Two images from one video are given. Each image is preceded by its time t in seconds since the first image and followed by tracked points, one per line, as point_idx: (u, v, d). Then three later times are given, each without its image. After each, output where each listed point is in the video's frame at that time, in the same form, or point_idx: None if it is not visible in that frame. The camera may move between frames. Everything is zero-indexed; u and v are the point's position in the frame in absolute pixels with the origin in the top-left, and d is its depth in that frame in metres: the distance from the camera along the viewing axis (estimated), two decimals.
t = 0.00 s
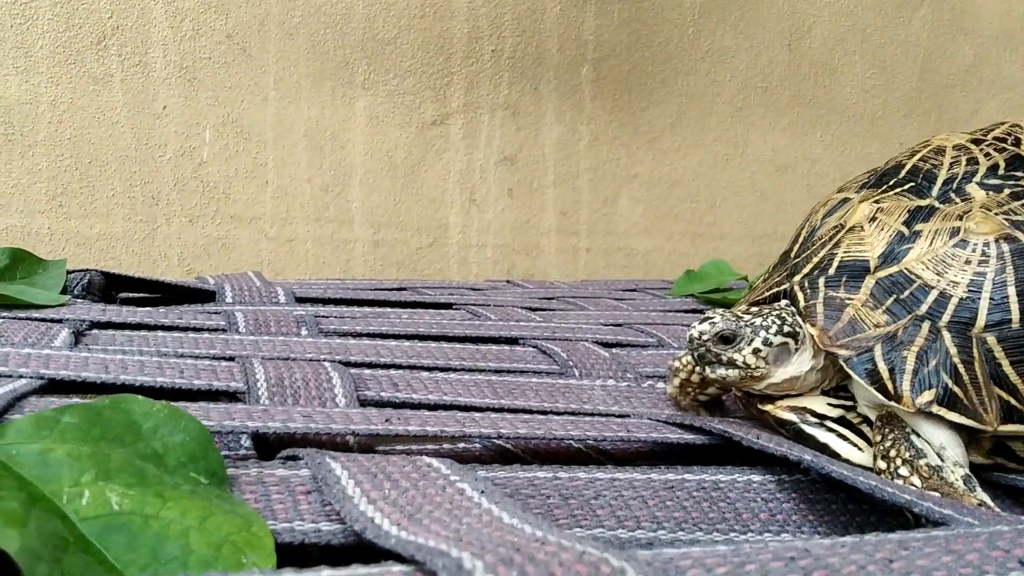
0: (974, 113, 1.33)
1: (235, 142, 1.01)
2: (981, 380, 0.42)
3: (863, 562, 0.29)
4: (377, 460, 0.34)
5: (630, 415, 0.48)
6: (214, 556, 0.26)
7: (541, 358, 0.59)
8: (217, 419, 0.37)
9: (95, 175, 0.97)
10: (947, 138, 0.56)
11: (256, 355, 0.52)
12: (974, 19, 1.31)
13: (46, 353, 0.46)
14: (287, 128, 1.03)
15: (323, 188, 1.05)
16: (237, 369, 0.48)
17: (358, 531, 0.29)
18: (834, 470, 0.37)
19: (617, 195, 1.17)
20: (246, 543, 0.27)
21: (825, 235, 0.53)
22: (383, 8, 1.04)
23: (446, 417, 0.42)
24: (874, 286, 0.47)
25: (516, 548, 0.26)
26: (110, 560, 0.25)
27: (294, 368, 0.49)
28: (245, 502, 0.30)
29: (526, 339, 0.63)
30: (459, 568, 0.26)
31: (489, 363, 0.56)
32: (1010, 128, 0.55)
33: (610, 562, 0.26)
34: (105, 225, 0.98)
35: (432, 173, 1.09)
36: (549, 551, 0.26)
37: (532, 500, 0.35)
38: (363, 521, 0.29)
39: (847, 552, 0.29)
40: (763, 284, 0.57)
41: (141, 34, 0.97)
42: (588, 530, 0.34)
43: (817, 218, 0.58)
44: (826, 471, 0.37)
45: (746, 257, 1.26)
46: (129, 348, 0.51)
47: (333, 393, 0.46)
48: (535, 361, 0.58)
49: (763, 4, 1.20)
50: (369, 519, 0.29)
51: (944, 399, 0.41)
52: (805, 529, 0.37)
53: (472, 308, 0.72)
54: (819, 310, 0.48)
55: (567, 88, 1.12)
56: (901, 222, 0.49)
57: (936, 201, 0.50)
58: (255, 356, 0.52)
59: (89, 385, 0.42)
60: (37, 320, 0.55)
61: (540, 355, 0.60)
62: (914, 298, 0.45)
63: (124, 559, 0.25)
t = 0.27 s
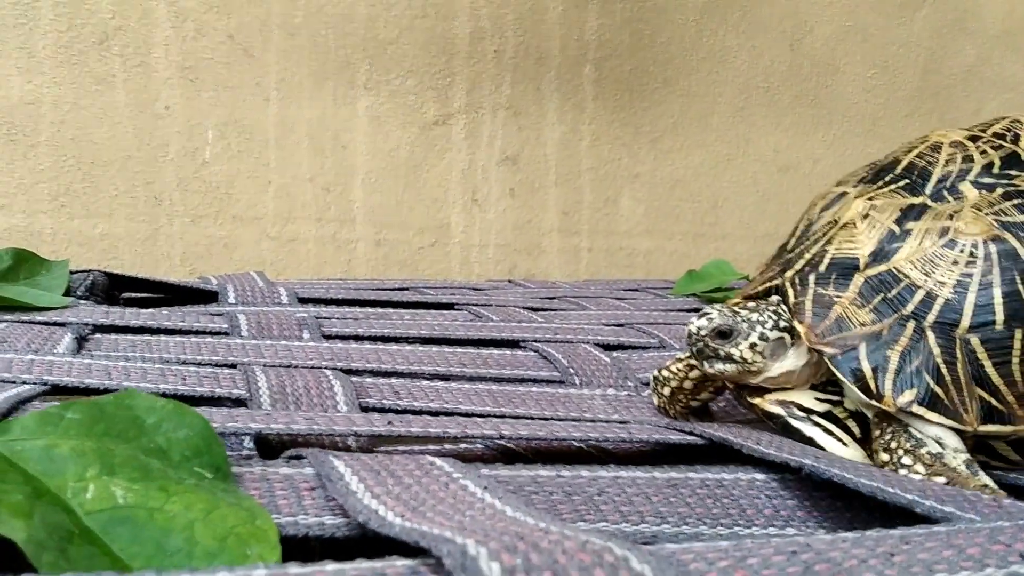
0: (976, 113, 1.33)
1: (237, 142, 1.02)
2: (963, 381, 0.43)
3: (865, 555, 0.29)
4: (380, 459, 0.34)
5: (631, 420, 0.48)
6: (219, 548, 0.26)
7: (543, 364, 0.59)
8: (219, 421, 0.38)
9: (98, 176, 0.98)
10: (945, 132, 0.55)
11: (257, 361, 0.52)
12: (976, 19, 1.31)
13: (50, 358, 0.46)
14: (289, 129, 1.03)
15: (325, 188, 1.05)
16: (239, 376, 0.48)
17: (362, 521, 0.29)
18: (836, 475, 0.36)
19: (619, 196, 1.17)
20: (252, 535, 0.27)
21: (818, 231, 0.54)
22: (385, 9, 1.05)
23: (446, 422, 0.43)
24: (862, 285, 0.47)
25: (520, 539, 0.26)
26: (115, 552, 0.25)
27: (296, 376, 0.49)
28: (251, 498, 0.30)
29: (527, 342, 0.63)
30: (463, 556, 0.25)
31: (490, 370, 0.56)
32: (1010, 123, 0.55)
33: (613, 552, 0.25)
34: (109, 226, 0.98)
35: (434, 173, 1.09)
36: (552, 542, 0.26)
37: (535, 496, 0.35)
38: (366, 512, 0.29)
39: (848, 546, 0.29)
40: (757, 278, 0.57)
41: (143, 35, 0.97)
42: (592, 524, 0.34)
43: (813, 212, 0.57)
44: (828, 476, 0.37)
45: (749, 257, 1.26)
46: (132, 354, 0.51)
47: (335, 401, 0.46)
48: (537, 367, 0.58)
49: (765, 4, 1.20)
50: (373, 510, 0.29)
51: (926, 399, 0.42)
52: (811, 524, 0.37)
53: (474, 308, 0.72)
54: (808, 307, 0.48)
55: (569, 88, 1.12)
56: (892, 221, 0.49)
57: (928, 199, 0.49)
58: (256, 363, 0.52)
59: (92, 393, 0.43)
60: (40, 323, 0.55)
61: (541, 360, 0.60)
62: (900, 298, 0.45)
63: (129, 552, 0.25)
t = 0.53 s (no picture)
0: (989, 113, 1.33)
1: (251, 143, 1.02)
2: (968, 380, 0.43)
3: (876, 550, 0.29)
4: (396, 461, 0.34)
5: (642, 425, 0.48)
6: (238, 535, 0.26)
7: (554, 369, 0.59)
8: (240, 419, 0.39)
9: (111, 176, 0.98)
10: (957, 135, 0.55)
11: (272, 367, 0.52)
12: (988, 19, 1.30)
13: (67, 362, 0.47)
14: (302, 130, 1.03)
15: (338, 189, 1.05)
16: (254, 381, 0.49)
17: (377, 523, 0.29)
18: (848, 478, 0.36)
19: (631, 195, 1.17)
20: (270, 520, 0.27)
21: (829, 232, 0.54)
22: (399, 10, 1.05)
23: (458, 427, 0.44)
24: (870, 285, 0.47)
25: (535, 533, 0.26)
26: (137, 540, 0.26)
27: (310, 382, 0.49)
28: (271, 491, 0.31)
29: (539, 344, 0.64)
30: (478, 550, 0.25)
31: (502, 375, 0.57)
32: None
33: (626, 544, 0.25)
34: (123, 226, 0.99)
35: (447, 174, 1.09)
36: (566, 538, 0.25)
37: (552, 490, 0.35)
38: (381, 515, 0.29)
39: (860, 542, 0.29)
40: (769, 278, 0.57)
41: (158, 36, 0.98)
42: (610, 511, 0.34)
43: (826, 214, 0.58)
44: (840, 480, 0.37)
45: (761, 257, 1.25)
46: (148, 359, 0.51)
47: (348, 406, 0.47)
48: (548, 371, 0.58)
49: (777, 4, 1.20)
50: (388, 514, 0.29)
51: (931, 397, 0.42)
52: (830, 509, 0.37)
53: (487, 309, 0.72)
54: (817, 308, 0.48)
55: (582, 88, 1.12)
56: (902, 222, 0.49)
57: (938, 201, 0.50)
58: (271, 368, 0.52)
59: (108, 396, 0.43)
60: (58, 325, 0.56)
61: (552, 365, 0.60)
62: (907, 299, 0.46)
63: (150, 539, 0.26)
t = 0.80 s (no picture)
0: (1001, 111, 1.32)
1: (262, 143, 1.02)
2: (971, 340, 0.42)
3: (888, 545, 0.29)
4: (410, 450, 0.34)
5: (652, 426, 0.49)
6: (252, 507, 0.26)
7: (565, 371, 0.59)
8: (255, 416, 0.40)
9: (123, 175, 0.98)
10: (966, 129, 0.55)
11: (283, 367, 0.52)
12: (1001, 17, 1.30)
13: (79, 362, 0.47)
14: (313, 130, 1.04)
15: (349, 188, 1.06)
16: (265, 382, 0.49)
17: (390, 508, 0.29)
18: (861, 472, 0.37)
19: (642, 195, 1.17)
20: (284, 493, 0.27)
21: (839, 215, 0.54)
22: (409, 10, 1.05)
23: (468, 425, 0.44)
24: (877, 256, 0.47)
25: (547, 527, 0.25)
26: (150, 518, 0.25)
27: (321, 384, 0.49)
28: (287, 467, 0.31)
29: (549, 345, 0.63)
30: (490, 543, 0.24)
31: (513, 375, 0.57)
32: None
33: (639, 540, 0.25)
34: (135, 226, 0.99)
35: (457, 173, 1.09)
36: (579, 531, 0.25)
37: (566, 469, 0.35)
38: (394, 499, 0.29)
39: (871, 537, 0.29)
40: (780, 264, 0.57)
41: (170, 37, 0.98)
42: (624, 486, 0.34)
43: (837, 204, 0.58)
44: (853, 473, 0.37)
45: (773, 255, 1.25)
46: (160, 359, 0.51)
47: (359, 406, 0.47)
48: (558, 373, 0.58)
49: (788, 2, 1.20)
50: (401, 498, 0.29)
51: (932, 353, 0.42)
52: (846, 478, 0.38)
53: (497, 309, 0.72)
54: (824, 276, 0.48)
55: (592, 88, 1.12)
56: (907, 201, 0.49)
57: (942, 183, 0.49)
58: (281, 369, 0.52)
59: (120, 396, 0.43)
60: (70, 325, 0.56)
61: (562, 366, 0.60)
62: (910, 266, 0.45)
63: (164, 516, 0.26)
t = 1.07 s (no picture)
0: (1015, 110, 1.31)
1: (276, 144, 1.03)
2: (970, 334, 0.42)
3: (902, 545, 0.29)
4: (423, 449, 0.34)
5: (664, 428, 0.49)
6: (266, 506, 0.26)
7: (577, 372, 0.59)
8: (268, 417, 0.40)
9: (136, 176, 0.99)
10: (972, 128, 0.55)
11: (296, 368, 0.53)
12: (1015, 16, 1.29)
13: (95, 362, 0.47)
14: (327, 130, 1.04)
15: (362, 189, 1.06)
16: (279, 383, 0.49)
17: (403, 505, 0.29)
18: (873, 473, 0.37)
19: (654, 195, 1.17)
20: (298, 491, 0.27)
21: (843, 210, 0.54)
22: (422, 11, 1.05)
23: (480, 425, 0.44)
24: (879, 249, 0.47)
25: (561, 523, 0.25)
26: (165, 514, 0.25)
27: (334, 384, 0.50)
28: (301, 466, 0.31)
29: (561, 346, 0.63)
30: (505, 540, 0.24)
31: (525, 376, 0.57)
32: None
33: (652, 537, 0.24)
34: (149, 226, 1.00)
35: (469, 173, 1.09)
36: (592, 526, 0.25)
37: (578, 469, 0.35)
38: (408, 496, 0.29)
39: (885, 537, 0.29)
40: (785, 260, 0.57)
41: (185, 38, 0.98)
42: (637, 485, 0.34)
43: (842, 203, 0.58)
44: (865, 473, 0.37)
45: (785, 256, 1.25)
46: (174, 359, 0.52)
47: (373, 407, 0.47)
48: (570, 374, 0.58)
49: (800, 2, 1.19)
50: (414, 495, 0.29)
51: (931, 345, 0.42)
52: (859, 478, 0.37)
53: (509, 310, 0.72)
54: (826, 269, 0.48)
55: (604, 88, 1.12)
56: (911, 195, 0.49)
57: (947, 177, 0.49)
58: (294, 369, 0.52)
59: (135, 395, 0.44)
60: (86, 325, 0.56)
61: (575, 367, 0.60)
62: (911, 259, 0.45)
63: (178, 513, 0.25)
